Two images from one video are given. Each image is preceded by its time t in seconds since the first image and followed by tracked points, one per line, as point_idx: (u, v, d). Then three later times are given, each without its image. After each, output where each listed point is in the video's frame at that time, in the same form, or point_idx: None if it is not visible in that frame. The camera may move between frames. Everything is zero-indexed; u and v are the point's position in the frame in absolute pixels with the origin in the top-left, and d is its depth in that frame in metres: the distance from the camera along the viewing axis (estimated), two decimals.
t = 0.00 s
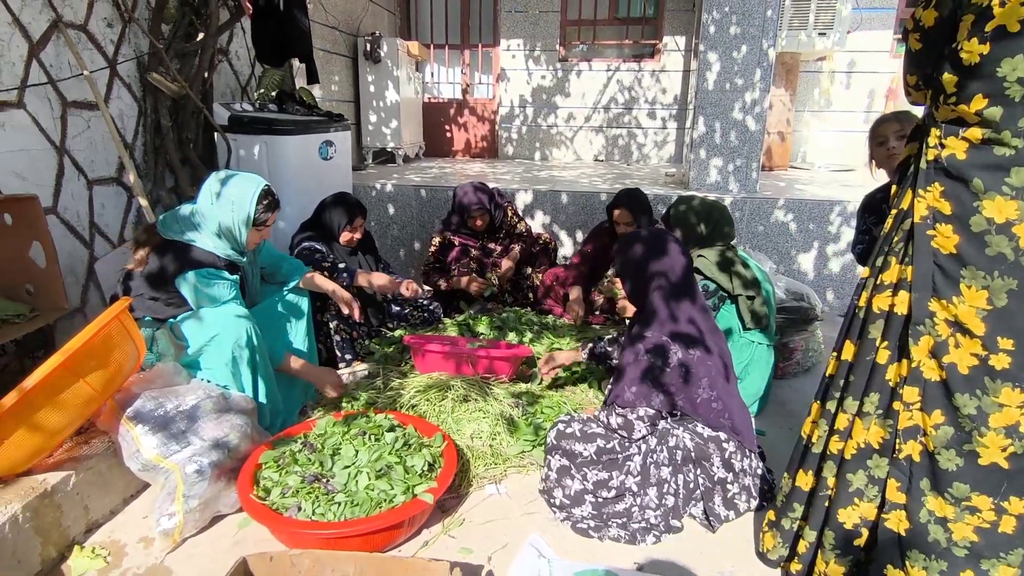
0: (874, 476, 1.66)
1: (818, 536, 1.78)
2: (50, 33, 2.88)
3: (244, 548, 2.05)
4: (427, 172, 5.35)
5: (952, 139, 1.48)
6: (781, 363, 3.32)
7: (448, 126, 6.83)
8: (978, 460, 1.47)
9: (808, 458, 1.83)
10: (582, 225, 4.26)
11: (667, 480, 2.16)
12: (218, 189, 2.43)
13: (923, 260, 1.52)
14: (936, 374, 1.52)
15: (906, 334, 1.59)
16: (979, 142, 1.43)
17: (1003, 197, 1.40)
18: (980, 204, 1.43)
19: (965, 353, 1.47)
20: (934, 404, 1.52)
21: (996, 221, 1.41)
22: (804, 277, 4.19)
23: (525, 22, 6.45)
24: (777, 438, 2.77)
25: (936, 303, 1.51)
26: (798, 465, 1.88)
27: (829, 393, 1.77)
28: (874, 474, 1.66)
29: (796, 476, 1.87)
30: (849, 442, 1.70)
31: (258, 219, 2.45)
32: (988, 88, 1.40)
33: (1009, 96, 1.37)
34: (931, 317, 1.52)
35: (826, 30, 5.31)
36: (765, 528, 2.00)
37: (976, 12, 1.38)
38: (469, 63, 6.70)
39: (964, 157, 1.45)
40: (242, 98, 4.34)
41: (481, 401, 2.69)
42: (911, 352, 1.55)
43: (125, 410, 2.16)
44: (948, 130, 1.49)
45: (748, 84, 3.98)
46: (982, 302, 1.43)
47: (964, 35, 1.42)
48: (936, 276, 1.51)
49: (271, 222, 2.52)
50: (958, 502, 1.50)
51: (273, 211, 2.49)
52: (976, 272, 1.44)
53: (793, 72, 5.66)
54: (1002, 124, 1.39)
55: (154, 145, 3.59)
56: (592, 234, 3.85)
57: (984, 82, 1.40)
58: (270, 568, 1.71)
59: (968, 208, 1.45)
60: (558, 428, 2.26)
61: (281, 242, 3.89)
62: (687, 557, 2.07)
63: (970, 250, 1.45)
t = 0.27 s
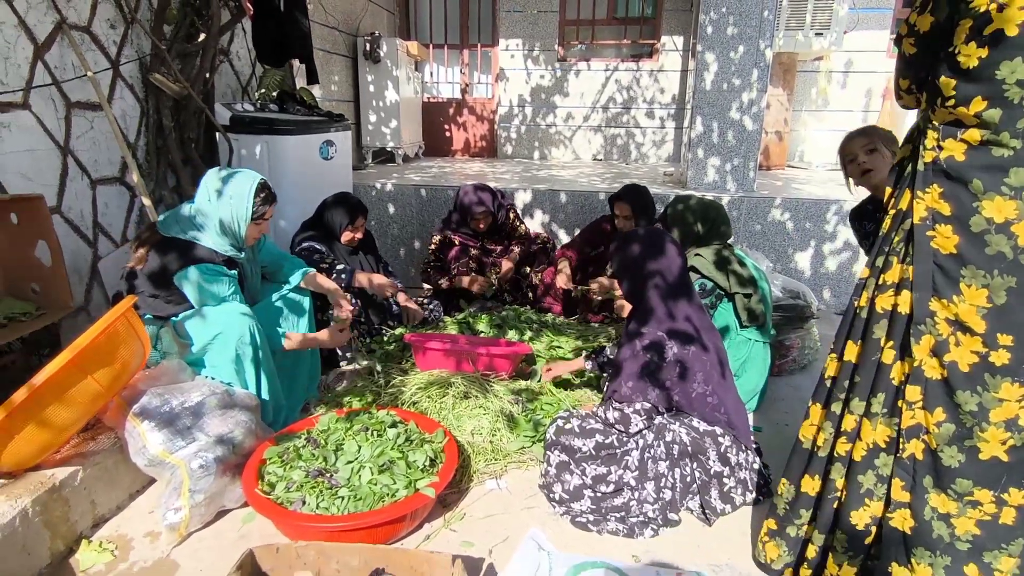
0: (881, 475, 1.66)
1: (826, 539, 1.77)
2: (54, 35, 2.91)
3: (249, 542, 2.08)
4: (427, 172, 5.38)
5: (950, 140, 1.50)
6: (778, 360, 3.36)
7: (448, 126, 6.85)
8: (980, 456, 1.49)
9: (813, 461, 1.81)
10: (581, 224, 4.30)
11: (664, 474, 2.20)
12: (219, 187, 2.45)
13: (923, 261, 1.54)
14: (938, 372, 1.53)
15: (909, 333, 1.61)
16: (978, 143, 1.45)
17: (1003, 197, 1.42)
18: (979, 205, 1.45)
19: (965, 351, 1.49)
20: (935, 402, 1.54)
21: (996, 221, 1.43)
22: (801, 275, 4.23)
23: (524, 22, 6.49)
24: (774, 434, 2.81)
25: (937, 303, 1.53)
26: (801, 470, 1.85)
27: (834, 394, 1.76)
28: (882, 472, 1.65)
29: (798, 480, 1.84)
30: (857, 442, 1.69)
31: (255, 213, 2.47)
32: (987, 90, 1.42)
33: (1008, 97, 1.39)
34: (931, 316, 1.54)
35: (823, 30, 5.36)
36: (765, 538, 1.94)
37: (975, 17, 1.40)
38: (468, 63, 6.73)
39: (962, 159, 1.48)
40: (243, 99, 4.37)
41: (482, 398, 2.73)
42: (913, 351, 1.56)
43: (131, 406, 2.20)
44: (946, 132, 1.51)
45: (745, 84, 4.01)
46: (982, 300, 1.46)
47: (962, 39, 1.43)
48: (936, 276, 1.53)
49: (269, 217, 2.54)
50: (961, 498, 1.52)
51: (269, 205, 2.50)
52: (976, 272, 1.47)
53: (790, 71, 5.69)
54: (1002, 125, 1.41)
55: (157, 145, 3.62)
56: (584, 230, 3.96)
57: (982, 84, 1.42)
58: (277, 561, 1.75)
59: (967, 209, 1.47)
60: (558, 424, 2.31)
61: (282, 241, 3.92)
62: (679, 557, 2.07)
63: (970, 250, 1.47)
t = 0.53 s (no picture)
0: (887, 472, 1.67)
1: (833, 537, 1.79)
2: (56, 34, 2.92)
3: (253, 538, 2.10)
4: (426, 171, 5.39)
5: (955, 140, 1.51)
6: (775, 358, 3.38)
7: (447, 125, 6.86)
8: (985, 450, 1.51)
9: (815, 460, 1.82)
10: (580, 222, 4.32)
11: (662, 469, 2.22)
12: (220, 185, 2.47)
13: (928, 259, 1.54)
14: (943, 370, 1.54)
15: (914, 330, 1.61)
16: (984, 142, 1.47)
17: (1009, 195, 1.44)
18: (985, 203, 1.46)
19: (971, 347, 1.50)
20: (941, 399, 1.55)
21: (1002, 218, 1.45)
22: (799, 273, 4.25)
23: (523, 21, 6.50)
24: (772, 431, 2.83)
25: (942, 301, 1.54)
26: (803, 469, 1.86)
27: (836, 393, 1.76)
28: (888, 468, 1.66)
29: (801, 479, 1.85)
30: (863, 440, 1.70)
31: (248, 206, 2.49)
32: (995, 89, 1.43)
33: (1017, 96, 1.40)
34: (936, 314, 1.54)
35: (820, 29, 5.38)
36: (770, 536, 1.96)
37: (983, 16, 1.41)
38: (467, 62, 6.74)
39: (968, 158, 1.49)
40: (243, 98, 4.38)
41: (482, 395, 2.75)
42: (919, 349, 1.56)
43: (134, 404, 2.24)
44: (951, 131, 1.52)
45: (743, 83, 4.03)
46: (987, 297, 1.48)
47: (969, 39, 1.44)
48: (941, 275, 1.54)
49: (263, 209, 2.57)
50: (967, 493, 1.54)
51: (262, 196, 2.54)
52: (981, 270, 1.48)
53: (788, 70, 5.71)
54: (1009, 124, 1.42)
55: (157, 145, 3.64)
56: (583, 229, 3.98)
57: (990, 83, 1.43)
58: (281, 556, 1.77)
59: (973, 208, 1.48)
60: (557, 420, 2.33)
61: (282, 240, 3.94)
62: (677, 552, 2.08)
63: (975, 248, 1.49)
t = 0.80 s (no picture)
0: (902, 475, 1.63)
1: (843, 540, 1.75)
2: (56, 33, 2.92)
3: (255, 536, 2.11)
4: (426, 169, 5.39)
5: (976, 143, 1.49)
6: (774, 356, 3.39)
7: (446, 123, 6.86)
8: (998, 449, 1.51)
9: (825, 462, 1.80)
10: (579, 221, 4.32)
11: (664, 467, 2.23)
12: (222, 185, 2.48)
13: (948, 263, 1.52)
14: (960, 374, 1.52)
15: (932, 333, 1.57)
16: (1007, 146, 1.46)
17: None
18: (1007, 207, 1.45)
19: (987, 350, 1.49)
20: (957, 403, 1.53)
21: None
22: (798, 272, 4.26)
23: (522, 20, 6.50)
24: (771, 429, 2.84)
25: (960, 305, 1.51)
26: (812, 470, 1.84)
27: (848, 395, 1.73)
28: (903, 472, 1.62)
29: (810, 481, 1.83)
30: (876, 443, 1.67)
31: (243, 201, 2.52)
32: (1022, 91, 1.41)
33: None
34: (954, 319, 1.52)
35: (819, 28, 5.38)
36: (777, 537, 1.95)
37: (1011, 17, 1.40)
38: (466, 61, 6.75)
39: (989, 162, 1.47)
40: (243, 96, 4.38)
41: (483, 393, 2.76)
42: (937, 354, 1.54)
43: (136, 402, 2.24)
44: (971, 134, 1.50)
45: (742, 82, 4.04)
46: (1005, 300, 1.46)
47: (995, 40, 1.43)
48: (959, 279, 1.51)
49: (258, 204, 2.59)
50: (981, 492, 1.54)
51: (256, 191, 2.55)
52: (1000, 273, 1.46)
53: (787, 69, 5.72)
54: None
55: (157, 143, 3.64)
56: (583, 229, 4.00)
57: (1016, 86, 1.42)
58: (284, 553, 1.77)
59: (994, 211, 1.46)
60: (559, 418, 2.33)
61: (282, 238, 3.94)
62: (679, 549, 2.10)
63: (996, 251, 1.47)
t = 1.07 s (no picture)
0: (917, 472, 1.60)
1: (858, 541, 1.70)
2: (55, 27, 2.92)
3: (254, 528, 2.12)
4: (425, 166, 5.39)
5: (1006, 136, 1.48)
6: (772, 352, 3.40)
7: (445, 120, 6.85)
8: (1008, 440, 1.53)
9: (836, 460, 1.76)
10: (578, 218, 4.33)
11: (663, 461, 2.24)
12: (222, 180, 2.47)
13: (975, 259, 1.49)
14: (980, 370, 1.51)
15: (954, 328, 1.55)
16: None
17: None
18: None
19: (1007, 345, 1.49)
20: (975, 398, 1.52)
21: None
22: (796, 269, 4.27)
23: (521, 17, 6.50)
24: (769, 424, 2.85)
25: (983, 300, 1.50)
26: (820, 468, 1.80)
27: (864, 392, 1.68)
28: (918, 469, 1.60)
29: (821, 479, 1.79)
30: (894, 442, 1.62)
31: (243, 195, 2.52)
32: None
33: None
34: (977, 315, 1.50)
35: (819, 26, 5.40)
36: (784, 535, 1.92)
37: None
38: (465, 58, 6.75)
39: (1020, 154, 1.47)
40: (242, 92, 4.38)
41: (482, 388, 2.76)
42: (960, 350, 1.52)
43: (136, 395, 2.24)
44: (1001, 126, 1.48)
45: (741, 79, 4.05)
46: None
47: None
48: (985, 274, 1.50)
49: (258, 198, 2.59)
50: (989, 483, 1.56)
51: (256, 185, 2.56)
52: None
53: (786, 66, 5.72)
54: None
55: (156, 139, 3.64)
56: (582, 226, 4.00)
57: None
58: (283, 544, 1.78)
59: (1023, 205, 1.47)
60: (558, 412, 2.35)
61: (281, 234, 3.95)
62: (677, 542, 2.10)
63: None
